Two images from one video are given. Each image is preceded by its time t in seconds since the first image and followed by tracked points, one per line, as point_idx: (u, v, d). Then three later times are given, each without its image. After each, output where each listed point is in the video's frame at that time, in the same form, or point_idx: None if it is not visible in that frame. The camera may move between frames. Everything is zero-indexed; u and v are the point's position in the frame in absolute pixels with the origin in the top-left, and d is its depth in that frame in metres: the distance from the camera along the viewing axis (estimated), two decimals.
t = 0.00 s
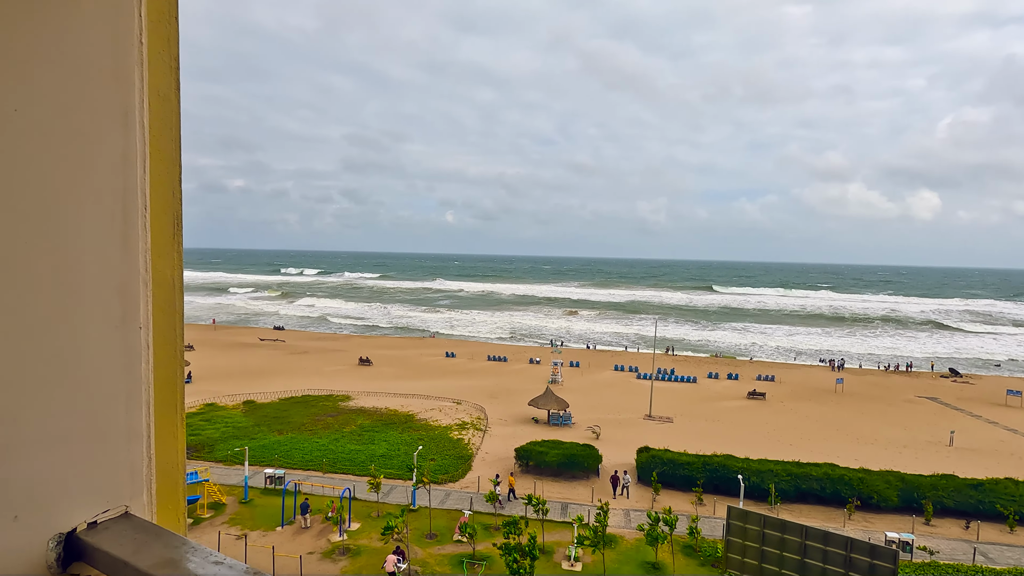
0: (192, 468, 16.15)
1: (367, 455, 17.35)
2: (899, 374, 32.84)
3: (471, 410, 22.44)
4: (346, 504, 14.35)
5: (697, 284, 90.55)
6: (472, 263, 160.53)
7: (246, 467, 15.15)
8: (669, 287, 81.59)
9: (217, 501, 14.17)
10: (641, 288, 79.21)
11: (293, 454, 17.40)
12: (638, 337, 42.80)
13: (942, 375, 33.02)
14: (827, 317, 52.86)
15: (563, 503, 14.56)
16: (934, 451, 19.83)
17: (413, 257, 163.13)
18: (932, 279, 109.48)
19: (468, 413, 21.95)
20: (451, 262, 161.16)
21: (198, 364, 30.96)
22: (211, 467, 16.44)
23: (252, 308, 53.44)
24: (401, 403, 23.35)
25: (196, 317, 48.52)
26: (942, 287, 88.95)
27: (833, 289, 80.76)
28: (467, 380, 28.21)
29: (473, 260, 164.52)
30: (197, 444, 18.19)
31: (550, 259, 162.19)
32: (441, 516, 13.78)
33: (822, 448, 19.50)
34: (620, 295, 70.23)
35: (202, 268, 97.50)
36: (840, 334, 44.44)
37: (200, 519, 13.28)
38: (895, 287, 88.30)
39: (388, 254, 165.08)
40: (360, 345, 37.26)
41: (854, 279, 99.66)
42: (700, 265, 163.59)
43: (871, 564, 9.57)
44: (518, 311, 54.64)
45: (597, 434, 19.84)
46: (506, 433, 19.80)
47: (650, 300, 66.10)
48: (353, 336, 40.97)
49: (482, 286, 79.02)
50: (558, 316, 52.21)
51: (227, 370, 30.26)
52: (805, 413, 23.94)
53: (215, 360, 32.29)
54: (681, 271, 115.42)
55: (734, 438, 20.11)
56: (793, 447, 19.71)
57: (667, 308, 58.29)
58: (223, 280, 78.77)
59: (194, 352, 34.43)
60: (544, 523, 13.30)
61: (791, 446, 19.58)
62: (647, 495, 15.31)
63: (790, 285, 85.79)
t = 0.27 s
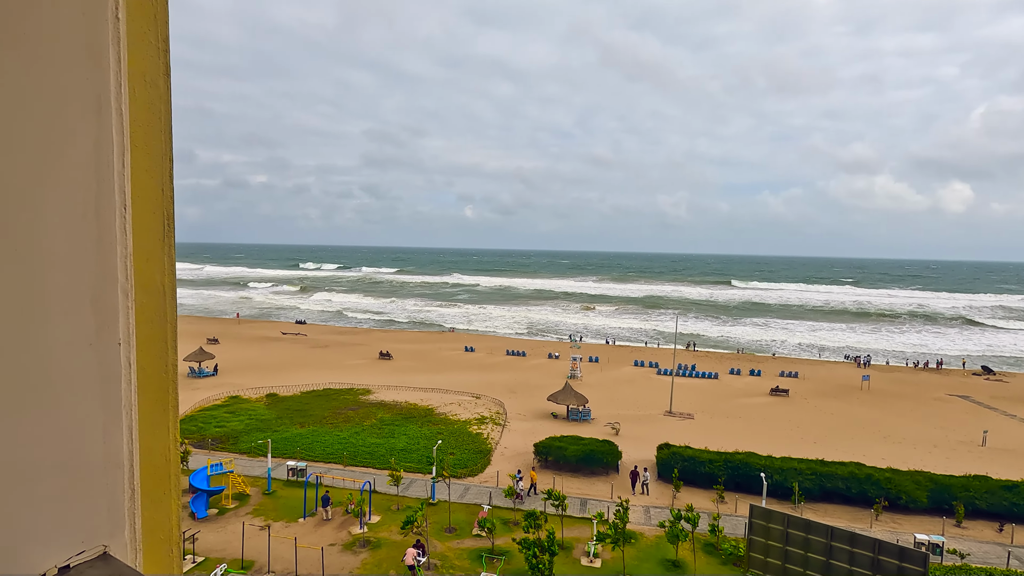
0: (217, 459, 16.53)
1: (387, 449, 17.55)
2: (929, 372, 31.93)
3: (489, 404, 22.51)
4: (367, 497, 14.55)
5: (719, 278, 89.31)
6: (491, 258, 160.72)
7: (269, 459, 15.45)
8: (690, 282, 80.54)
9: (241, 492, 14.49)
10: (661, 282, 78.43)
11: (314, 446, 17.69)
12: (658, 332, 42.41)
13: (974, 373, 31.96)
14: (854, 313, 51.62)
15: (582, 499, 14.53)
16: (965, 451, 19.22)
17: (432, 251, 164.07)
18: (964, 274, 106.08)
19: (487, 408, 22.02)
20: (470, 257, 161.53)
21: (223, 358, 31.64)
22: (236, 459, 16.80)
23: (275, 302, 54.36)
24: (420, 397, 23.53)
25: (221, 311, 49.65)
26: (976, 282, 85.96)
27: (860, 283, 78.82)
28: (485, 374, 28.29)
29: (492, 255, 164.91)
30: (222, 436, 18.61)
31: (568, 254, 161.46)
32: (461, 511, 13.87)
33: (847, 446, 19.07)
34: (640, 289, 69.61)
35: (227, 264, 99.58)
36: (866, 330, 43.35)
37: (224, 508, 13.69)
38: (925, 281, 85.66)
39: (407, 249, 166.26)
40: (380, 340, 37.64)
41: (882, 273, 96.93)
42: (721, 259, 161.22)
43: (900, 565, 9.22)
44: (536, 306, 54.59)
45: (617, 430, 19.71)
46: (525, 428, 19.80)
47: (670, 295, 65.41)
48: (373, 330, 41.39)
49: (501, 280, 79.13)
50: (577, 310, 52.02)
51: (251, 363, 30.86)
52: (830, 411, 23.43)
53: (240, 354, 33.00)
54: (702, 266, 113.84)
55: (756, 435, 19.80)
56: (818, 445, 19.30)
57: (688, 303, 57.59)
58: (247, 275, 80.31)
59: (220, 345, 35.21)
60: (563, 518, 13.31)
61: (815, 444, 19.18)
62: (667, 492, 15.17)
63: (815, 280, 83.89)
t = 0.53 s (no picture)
0: (235, 451, 16.77)
1: (401, 442, 17.64)
2: (950, 367, 31.23)
3: (502, 397, 22.54)
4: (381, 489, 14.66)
5: (734, 271, 88.23)
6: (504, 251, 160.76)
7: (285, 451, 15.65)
8: (704, 275, 79.72)
9: (258, 483, 14.71)
10: (675, 275, 77.68)
11: (329, 439, 17.86)
12: (672, 326, 42.08)
13: (998, 368, 31.21)
14: (873, 307, 50.66)
15: (596, 494, 14.50)
16: (988, 448, 18.79)
17: (445, 245, 164.61)
18: (988, 267, 103.47)
19: (500, 401, 22.04)
20: (483, 250, 161.70)
21: (240, 350, 32.08)
22: (252, 451, 17.03)
23: (290, 296, 54.95)
24: (433, 390, 23.62)
25: (237, 304, 50.38)
26: (1000, 275, 83.86)
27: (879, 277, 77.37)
28: (498, 367, 28.31)
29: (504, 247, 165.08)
30: (239, 428, 18.88)
31: (581, 248, 160.88)
32: (474, 503, 13.93)
33: (866, 442, 18.75)
34: (654, 283, 69.06)
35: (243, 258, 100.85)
36: (885, 325, 42.56)
37: (243, 499, 13.92)
38: (946, 274, 83.82)
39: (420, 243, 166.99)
40: (393, 333, 37.86)
41: (902, 267, 95.00)
42: (737, 252, 159.16)
43: (921, 566, 9.04)
44: (549, 299, 54.45)
45: (631, 425, 19.61)
46: (539, 422, 19.78)
47: (684, 288, 64.79)
48: (387, 323, 41.65)
49: (513, 273, 79.05)
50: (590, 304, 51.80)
51: (267, 355, 31.23)
52: (848, 406, 23.06)
53: (256, 346, 33.45)
54: (716, 260, 112.63)
55: (772, 430, 19.55)
56: (835, 441, 19.01)
57: (702, 297, 57.04)
58: (262, 269, 81.27)
59: (236, 338, 35.71)
60: (577, 512, 13.29)
61: (832, 439, 18.90)
62: (682, 487, 15.07)
63: (832, 273, 82.52)
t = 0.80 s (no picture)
0: (242, 443, 16.91)
1: (407, 434, 17.70)
2: (959, 360, 30.92)
3: (508, 390, 22.55)
4: (387, 481, 14.74)
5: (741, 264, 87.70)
6: (510, 244, 160.49)
7: (292, 444, 15.75)
8: (711, 267, 79.28)
9: (265, 475, 14.82)
10: (681, 268, 77.32)
11: (336, 431, 17.96)
12: (678, 319, 41.92)
13: (1008, 361, 30.88)
14: (881, 299, 50.20)
15: (602, 486, 14.51)
16: (998, 442, 18.62)
17: (451, 238, 164.52)
18: (998, 259, 101.95)
19: (506, 394, 22.07)
20: (488, 243, 161.49)
21: (247, 343, 32.26)
22: (260, 443, 17.16)
23: (297, 289, 55.16)
24: (439, 383, 23.66)
25: (244, 297, 50.69)
26: (1011, 267, 82.81)
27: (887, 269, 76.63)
28: (504, 360, 28.32)
29: (510, 240, 164.75)
30: (247, 420, 19.03)
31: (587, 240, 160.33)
32: (480, 496, 13.98)
33: (873, 436, 18.63)
34: (660, 275, 68.77)
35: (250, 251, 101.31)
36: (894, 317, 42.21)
37: (251, 490, 14.01)
38: (957, 266, 82.86)
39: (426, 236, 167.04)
40: (399, 325, 37.94)
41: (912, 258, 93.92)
42: (743, 244, 158.11)
43: (930, 561, 9.00)
44: (554, 292, 54.36)
45: (637, 418, 19.57)
46: (544, 415, 19.79)
47: (690, 280, 64.54)
48: (393, 316, 41.72)
49: (518, 266, 78.92)
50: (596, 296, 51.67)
51: (274, 348, 31.38)
52: (855, 399, 22.93)
53: (263, 339, 33.66)
54: (722, 252, 111.91)
55: (779, 423, 19.46)
56: (843, 434, 18.91)
57: (708, 289, 56.78)
58: (269, 262, 81.57)
59: (243, 331, 35.93)
60: (583, 505, 13.31)
61: (839, 433, 18.80)
62: (688, 480, 15.04)
63: (841, 265, 81.84)
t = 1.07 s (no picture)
0: (240, 436, 16.88)
1: (405, 427, 17.70)
2: (955, 352, 31.01)
3: (506, 383, 22.56)
4: (386, 474, 14.75)
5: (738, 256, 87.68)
6: (507, 237, 160.20)
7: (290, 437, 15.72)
8: (708, 260, 79.33)
9: (263, 469, 14.82)
10: (679, 261, 77.32)
11: (334, 425, 17.94)
12: (675, 311, 41.95)
13: (1003, 353, 31.01)
14: (878, 292, 50.31)
15: (600, 479, 14.55)
16: (993, 433, 18.71)
17: (448, 231, 164.18)
18: (995, 252, 102.03)
19: (504, 387, 22.06)
20: (486, 236, 161.21)
21: (244, 336, 32.19)
22: (257, 437, 17.13)
23: (294, 282, 55.02)
24: (437, 376, 23.66)
25: (241, 290, 50.53)
26: (1007, 260, 82.96)
27: (885, 262, 76.68)
28: (502, 353, 28.33)
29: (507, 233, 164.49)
30: (244, 414, 18.99)
31: (585, 234, 160.57)
32: (479, 489, 14.00)
33: (869, 428, 18.70)
34: (657, 268, 68.78)
35: (247, 244, 100.94)
36: (890, 310, 42.28)
37: (249, 484, 14.03)
38: (953, 259, 82.98)
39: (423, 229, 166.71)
40: (396, 319, 37.89)
41: (909, 251, 94.00)
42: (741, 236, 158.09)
43: (926, 551, 8.98)
44: (552, 285, 54.30)
45: (635, 410, 19.60)
46: (542, 408, 19.79)
47: (688, 273, 64.56)
48: (391, 309, 41.68)
49: (516, 259, 78.77)
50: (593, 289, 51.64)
51: (270, 341, 31.32)
52: (851, 392, 23.01)
53: (261, 332, 33.58)
54: (721, 245, 111.75)
55: (776, 415, 19.51)
56: (839, 426, 18.99)
57: (705, 282, 56.82)
58: (265, 255, 81.21)
59: (241, 324, 35.86)
60: (581, 498, 13.34)
61: (836, 425, 18.87)
62: (686, 473, 15.08)
63: (838, 259, 81.90)
